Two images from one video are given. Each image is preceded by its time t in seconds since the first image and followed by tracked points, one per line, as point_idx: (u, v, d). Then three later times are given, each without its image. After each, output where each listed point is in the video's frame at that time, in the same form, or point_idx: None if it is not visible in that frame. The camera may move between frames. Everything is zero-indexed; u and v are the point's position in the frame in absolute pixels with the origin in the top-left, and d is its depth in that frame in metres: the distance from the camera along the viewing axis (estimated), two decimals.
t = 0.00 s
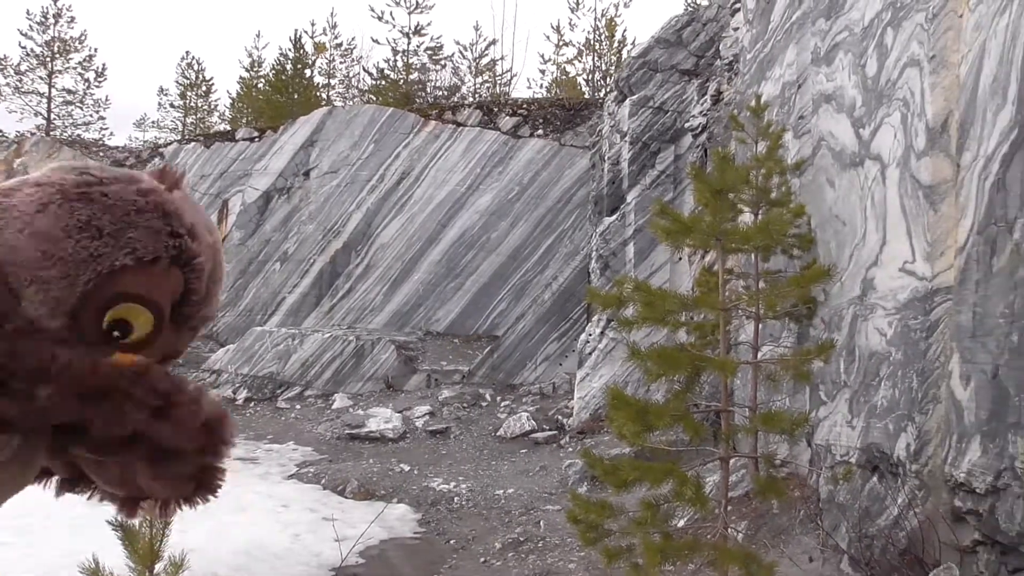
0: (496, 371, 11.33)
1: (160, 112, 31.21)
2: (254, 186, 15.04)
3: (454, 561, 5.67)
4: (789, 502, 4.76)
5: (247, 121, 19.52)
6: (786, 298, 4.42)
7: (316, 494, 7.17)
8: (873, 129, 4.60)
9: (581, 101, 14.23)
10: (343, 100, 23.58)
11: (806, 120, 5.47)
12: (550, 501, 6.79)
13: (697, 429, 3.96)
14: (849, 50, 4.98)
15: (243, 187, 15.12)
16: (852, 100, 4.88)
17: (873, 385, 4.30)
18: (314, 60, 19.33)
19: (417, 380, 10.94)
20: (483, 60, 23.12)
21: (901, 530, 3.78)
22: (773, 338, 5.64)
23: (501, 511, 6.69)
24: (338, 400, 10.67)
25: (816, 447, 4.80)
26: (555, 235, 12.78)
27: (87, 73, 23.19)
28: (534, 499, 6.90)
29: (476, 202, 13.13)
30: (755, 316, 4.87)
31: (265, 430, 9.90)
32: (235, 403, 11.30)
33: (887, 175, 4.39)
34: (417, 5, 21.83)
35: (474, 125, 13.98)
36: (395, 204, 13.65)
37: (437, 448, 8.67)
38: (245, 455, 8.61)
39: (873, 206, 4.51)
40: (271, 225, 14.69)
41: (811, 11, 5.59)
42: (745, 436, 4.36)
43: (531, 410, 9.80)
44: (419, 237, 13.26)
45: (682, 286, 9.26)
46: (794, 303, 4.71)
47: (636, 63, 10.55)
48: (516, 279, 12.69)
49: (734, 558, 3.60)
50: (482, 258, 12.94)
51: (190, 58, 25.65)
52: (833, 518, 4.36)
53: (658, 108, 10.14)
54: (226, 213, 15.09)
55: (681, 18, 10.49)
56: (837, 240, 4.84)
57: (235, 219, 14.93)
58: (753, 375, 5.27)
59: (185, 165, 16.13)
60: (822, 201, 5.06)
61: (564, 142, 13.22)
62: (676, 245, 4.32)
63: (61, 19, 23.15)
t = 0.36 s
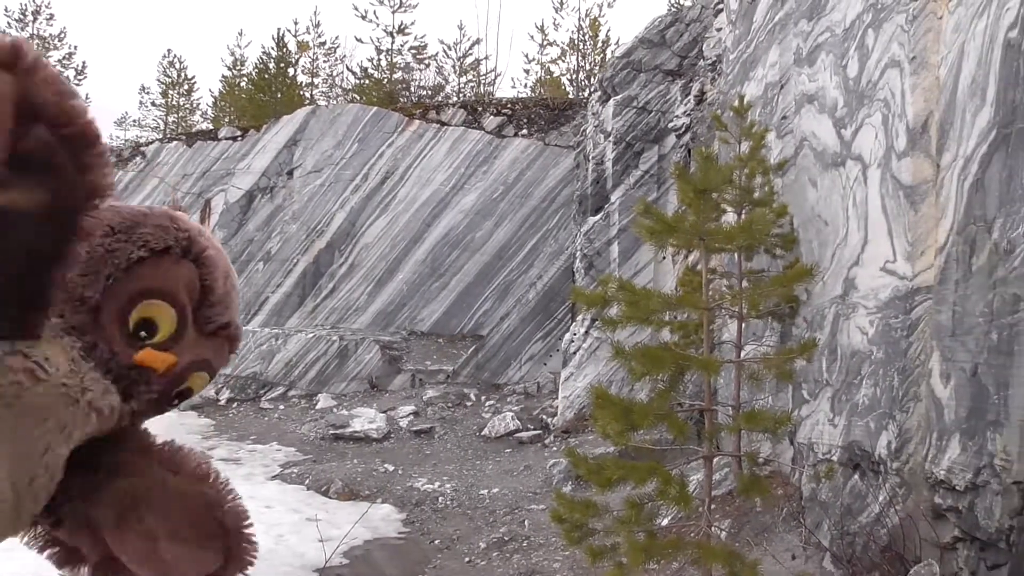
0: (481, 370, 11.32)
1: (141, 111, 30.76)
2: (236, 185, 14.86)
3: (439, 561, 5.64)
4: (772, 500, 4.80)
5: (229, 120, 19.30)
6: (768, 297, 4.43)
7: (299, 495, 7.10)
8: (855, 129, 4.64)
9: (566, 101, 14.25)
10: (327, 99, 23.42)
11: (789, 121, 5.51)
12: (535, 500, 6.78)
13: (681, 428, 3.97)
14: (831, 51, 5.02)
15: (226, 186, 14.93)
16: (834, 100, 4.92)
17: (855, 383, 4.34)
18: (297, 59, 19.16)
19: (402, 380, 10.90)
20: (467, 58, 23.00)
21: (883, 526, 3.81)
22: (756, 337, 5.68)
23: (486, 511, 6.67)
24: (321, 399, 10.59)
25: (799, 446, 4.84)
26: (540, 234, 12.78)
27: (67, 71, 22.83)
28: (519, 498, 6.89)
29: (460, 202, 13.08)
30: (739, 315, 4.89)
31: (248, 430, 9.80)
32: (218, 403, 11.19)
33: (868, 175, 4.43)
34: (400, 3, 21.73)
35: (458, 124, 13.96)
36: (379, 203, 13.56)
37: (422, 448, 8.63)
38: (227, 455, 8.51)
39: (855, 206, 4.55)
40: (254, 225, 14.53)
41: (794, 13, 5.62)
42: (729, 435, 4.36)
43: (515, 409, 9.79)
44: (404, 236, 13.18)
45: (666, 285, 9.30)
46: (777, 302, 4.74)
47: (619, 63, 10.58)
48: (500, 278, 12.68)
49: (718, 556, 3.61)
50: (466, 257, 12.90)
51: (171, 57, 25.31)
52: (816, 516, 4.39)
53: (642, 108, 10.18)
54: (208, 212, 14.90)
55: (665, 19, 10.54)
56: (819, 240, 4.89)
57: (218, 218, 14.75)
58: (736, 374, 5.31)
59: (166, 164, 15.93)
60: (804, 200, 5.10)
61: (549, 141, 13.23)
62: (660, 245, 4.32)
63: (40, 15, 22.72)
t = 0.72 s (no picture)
0: (466, 370, 11.30)
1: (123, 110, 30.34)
2: (220, 185, 14.68)
3: (424, 561, 5.61)
4: (757, 498, 4.83)
5: (213, 119, 19.09)
6: (752, 296, 4.45)
7: (284, 495, 7.03)
8: (837, 130, 4.67)
9: (551, 101, 14.25)
10: (311, 98, 23.25)
11: (773, 121, 5.55)
12: (521, 500, 6.77)
13: (665, 427, 3.97)
14: (814, 52, 5.05)
15: (210, 186, 14.75)
16: (817, 101, 4.95)
17: (838, 382, 4.37)
18: (282, 57, 18.99)
19: (387, 379, 10.85)
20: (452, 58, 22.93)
21: (866, 524, 3.84)
22: (741, 336, 5.72)
23: (471, 511, 6.64)
24: (306, 400, 10.51)
25: (783, 444, 4.88)
26: (525, 233, 12.78)
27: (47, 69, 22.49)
28: (504, 498, 6.87)
29: (446, 201, 13.02)
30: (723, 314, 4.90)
31: (233, 431, 9.70)
32: (202, 404, 11.07)
33: (851, 175, 4.47)
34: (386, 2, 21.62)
35: (443, 123, 13.91)
36: (364, 203, 13.47)
37: (407, 448, 8.58)
38: (211, 456, 8.41)
39: (838, 206, 4.58)
40: (237, 224, 14.38)
41: (777, 13, 5.65)
42: (713, 434, 4.37)
43: (501, 408, 9.77)
44: (389, 236, 13.11)
45: (651, 285, 9.33)
46: (761, 301, 4.76)
47: (604, 63, 10.60)
48: (486, 278, 12.67)
49: (702, 554, 3.61)
50: (452, 257, 12.86)
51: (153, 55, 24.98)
52: (799, 513, 4.42)
53: (627, 108, 10.20)
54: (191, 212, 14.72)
55: (649, 19, 10.58)
56: (803, 239, 4.93)
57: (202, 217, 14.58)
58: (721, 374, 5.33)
59: (149, 163, 15.72)
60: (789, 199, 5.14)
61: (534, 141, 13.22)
62: (645, 245, 4.32)
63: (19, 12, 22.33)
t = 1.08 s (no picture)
0: (452, 370, 11.35)
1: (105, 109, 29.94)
2: (204, 184, 14.48)
3: (410, 561, 5.57)
4: (741, 497, 4.86)
5: (196, 118, 18.87)
6: (737, 295, 4.46)
7: (268, 496, 6.96)
8: (821, 130, 4.70)
9: (536, 100, 14.26)
10: (296, 97, 23.05)
11: (757, 121, 5.58)
12: (507, 500, 6.75)
13: (651, 426, 3.97)
14: (798, 52, 5.07)
15: (194, 185, 14.57)
16: (800, 101, 4.98)
17: (822, 381, 4.40)
18: (266, 56, 18.83)
19: (372, 379, 10.81)
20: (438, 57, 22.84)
21: (849, 522, 3.87)
22: (725, 335, 5.76)
23: (457, 510, 6.61)
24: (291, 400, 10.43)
25: (767, 442, 4.92)
26: (511, 233, 12.78)
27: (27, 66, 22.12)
28: (490, 497, 6.85)
29: (432, 201, 12.96)
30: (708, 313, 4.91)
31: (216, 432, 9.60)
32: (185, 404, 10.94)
33: (834, 175, 4.50)
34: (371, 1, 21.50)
35: (429, 122, 13.86)
36: (349, 202, 13.37)
37: (393, 447, 8.54)
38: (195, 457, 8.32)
39: (821, 206, 4.61)
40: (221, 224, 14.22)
41: (761, 14, 5.68)
42: (698, 432, 4.38)
43: (487, 408, 9.76)
44: (374, 236, 13.02)
45: (637, 284, 9.36)
46: (746, 300, 4.78)
47: (590, 63, 10.62)
48: (471, 278, 12.65)
49: (687, 552, 3.62)
50: (438, 256, 12.81)
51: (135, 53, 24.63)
52: (783, 512, 4.45)
53: (612, 107, 10.21)
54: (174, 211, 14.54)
55: (634, 19, 10.61)
56: (787, 238, 4.97)
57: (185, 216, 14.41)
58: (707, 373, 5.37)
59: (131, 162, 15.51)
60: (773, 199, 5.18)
61: (519, 141, 13.22)
62: (630, 244, 4.31)
63: None
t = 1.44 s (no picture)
0: (438, 370, 11.34)
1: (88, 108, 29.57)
2: (189, 183, 14.18)
3: (396, 561, 5.54)
4: (727, 496, 4.88)
5: (181, 117, 18.68)
6: (723, 294, 4.47)
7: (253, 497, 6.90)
8: (806, 130, 4.73)
9: (523, 100, 14.25)
10: (281, 96, 22.88)
11: (742, 121, 5.62)
12: (493, 499, 6.73)
13: (637, 425, 3.97)
14: (783, 52, 5.10)
15: (178, 184, 14.40)
16: (785, 102, 5.01)
17: (807, 380, 4.43)
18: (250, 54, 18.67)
19: (359, 379, 10.80)
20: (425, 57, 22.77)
21: (833, 520, 3.89)
22: (710, 334, 5.80)
23: (443, 510, 6.59)
24: (276, 400, 10.35)
25: (753, 441, 4.94)
26: (497, 232, 12.78)
27: (9, 63, 21.80)
28: (477, 497, 6.84)
29: (418, 200, 12.91)
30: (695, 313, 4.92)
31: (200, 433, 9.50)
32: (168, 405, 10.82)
33: (819, 175, 4.52)
34: None
35: (415, 122, 13.80)
36: (334, 201, 13.28)
37: (379, 447, 8.50)
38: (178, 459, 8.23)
39: (806, 206, 4.65)
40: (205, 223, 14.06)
41: (746, 14, 5.70)
42: (684, 432, 4.38)
43: (474, 408, 9.74)
44: (360, 236, 12.95)
45: (623, 284, 9.38)
46: (732, 300, 4.79)
47: (576, 62, 10.62)
48: (458, 277, 12.63)
49: (674, 550, 3.62)
50: (424, 256, 12.77)
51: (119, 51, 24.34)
52: (768, 509, 4.47)
53: (598, 107, 10.22)
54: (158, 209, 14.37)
55: (620, 19, 10.63)
56: (772, 238, 5.00)
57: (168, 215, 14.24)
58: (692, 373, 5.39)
59: (115, 160, 15.33)
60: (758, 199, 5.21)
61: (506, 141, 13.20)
62: (617, 243, 4.30)
63: None
